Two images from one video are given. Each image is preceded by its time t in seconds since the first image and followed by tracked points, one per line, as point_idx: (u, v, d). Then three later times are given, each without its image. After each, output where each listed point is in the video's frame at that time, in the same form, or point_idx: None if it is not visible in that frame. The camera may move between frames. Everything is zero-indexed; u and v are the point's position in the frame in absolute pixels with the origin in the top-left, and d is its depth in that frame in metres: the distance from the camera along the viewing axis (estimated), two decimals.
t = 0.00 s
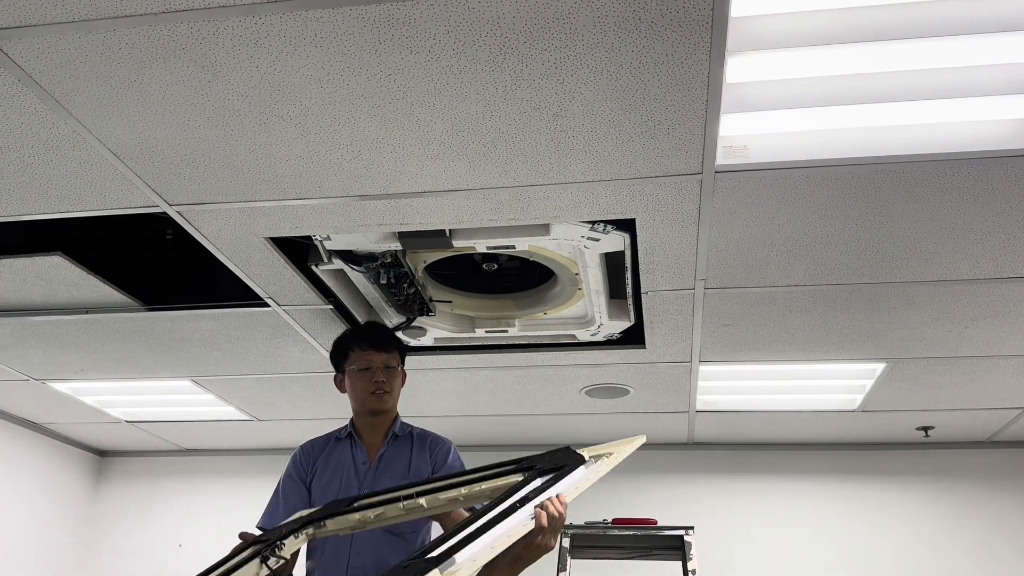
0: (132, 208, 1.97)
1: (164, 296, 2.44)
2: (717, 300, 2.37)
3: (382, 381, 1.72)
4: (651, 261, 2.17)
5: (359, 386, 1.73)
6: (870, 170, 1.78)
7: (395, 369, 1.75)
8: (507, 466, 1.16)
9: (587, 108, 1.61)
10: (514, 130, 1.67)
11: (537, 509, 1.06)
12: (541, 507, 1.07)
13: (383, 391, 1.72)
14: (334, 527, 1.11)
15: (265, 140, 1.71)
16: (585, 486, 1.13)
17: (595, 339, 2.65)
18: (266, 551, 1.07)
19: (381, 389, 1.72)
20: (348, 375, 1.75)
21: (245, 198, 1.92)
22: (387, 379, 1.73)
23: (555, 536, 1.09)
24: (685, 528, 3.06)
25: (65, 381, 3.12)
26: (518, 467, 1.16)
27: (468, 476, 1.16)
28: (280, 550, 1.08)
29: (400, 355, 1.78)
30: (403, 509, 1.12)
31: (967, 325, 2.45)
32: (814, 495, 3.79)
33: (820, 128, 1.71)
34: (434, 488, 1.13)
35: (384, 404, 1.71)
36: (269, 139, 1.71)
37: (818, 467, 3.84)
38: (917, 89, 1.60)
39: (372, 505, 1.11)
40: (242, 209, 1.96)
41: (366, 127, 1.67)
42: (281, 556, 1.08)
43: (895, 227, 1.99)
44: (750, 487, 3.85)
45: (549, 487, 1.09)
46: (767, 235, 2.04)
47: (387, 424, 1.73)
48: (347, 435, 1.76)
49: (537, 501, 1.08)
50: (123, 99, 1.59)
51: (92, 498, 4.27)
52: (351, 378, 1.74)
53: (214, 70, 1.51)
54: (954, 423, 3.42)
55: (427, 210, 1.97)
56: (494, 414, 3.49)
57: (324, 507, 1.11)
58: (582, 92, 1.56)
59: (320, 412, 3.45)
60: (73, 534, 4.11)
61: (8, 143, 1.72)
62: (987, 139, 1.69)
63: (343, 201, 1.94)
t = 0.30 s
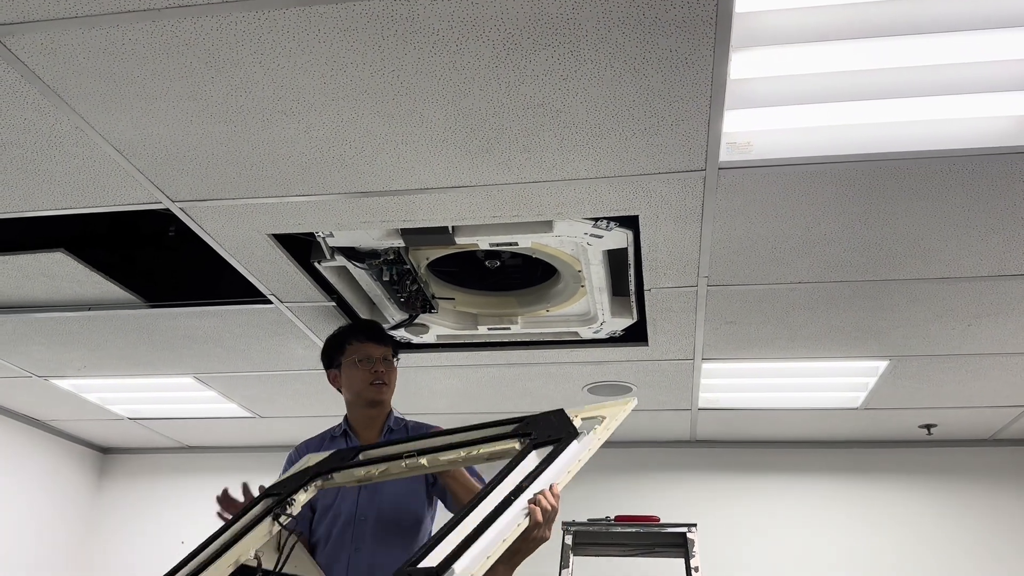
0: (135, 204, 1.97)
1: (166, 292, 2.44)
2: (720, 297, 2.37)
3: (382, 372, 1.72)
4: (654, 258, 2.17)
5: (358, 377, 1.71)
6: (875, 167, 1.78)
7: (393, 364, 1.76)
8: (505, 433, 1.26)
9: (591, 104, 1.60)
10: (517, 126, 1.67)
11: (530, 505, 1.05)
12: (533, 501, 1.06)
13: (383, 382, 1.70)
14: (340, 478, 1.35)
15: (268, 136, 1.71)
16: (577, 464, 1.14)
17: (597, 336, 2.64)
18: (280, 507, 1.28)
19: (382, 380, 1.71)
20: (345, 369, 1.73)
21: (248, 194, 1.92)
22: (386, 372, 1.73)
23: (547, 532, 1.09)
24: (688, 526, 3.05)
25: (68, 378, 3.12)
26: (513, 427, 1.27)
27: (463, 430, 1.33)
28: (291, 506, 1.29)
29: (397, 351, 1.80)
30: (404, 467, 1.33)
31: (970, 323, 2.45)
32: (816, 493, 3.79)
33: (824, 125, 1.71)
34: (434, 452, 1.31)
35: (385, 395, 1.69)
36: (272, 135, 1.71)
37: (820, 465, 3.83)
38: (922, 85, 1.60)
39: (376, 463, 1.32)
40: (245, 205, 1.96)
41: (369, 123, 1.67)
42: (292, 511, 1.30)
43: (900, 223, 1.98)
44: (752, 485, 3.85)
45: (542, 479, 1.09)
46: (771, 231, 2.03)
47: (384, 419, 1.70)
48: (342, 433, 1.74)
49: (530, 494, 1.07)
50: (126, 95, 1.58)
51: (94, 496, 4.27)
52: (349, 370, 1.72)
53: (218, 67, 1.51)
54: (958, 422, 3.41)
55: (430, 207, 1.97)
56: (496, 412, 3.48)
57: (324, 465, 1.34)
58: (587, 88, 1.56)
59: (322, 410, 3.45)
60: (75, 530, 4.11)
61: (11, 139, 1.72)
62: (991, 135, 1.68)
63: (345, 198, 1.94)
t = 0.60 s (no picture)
0: (138, 202, 1.97)
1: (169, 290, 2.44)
2: (724, 295, 2.36)
3: (392, 366, 1.71)
4: (659, 256, 2.16)
5: (368, 371, 1.69)
6: (881, 166, 1.78)
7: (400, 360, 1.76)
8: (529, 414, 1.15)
9: (597, 102, 1.60)
10: (522, 124, 1.67)
11: (556, 522, 0.99)
12: (559, 519, 0.99)
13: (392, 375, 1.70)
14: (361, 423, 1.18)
15: (272, 134, 1.71)
16: (606, 468, 1.05)
17: (601, 334, 2.64)
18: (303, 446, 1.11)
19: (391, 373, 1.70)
20: (354, 362, 1.72)
21: (252, 192, 1.91)
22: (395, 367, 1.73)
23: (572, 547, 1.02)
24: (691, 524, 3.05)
25: (71, 376, 3.13)
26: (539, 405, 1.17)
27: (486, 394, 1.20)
28: (313, 445, 1.13)
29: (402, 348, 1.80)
30: (427, 423, 1.19)
31: (974, 322, 2.45)
32: (819, 491, 3.78)
33: (829, 123, 1.71)
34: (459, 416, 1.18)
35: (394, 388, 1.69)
36: (276, 133, 1.70)
37: (823, 464, 3.83)
38: (927, 84, 1.60)
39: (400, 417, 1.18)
40: (249, 203, 1.96)
41: (374, 120, 1.66)
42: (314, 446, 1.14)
43: (904, 222, 1.98)
44: (755, 483, 3.85)
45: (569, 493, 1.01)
46: (775, 230, 2.03)
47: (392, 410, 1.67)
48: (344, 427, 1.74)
49: (557, 508, 1.00)
50: (131, 92, 1.58)
51: (97, 493, 4.27)
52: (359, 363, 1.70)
53: (223, 64, 1.51)
54: (961, 420, 3.41)
55: (434, 204, 1.97)
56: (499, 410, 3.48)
57: (346, 402, 1.17)
58: (593, 86, 1.55)
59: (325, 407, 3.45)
60: (78, 528, 4.12)
61: (15, 137, 1.72)
62: (996, 134, 1.68)
63: (349, 195, 1.93)
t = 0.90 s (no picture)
0: (142, 198, 1.97)
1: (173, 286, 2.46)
2: (727, 291, 2.36)
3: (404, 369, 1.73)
4: (663, 253, 2.16)
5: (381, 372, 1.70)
6: (886, 161, 1.77)
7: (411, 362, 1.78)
8: (552, 410, 1.25)
9: (602, 98, 1.59)
10: (527, 120, 1.66)
11: (569, 508, 1.02)
12: (572, 507, 1.03)
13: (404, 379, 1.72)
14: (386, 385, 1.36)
15: (276, 130, 1.70)
16: (620, 473, 1.10)
17: (604, 331, 2.64)
18: (327, 395, 1.30)
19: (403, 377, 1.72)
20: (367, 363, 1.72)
21: (257, 188, 1.91)
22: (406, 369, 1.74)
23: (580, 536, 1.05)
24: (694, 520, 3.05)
25: (74, 372, 3.12)
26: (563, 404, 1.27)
27: (517, 389, 1.34)
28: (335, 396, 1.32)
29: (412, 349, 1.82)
30: (452, 399, 1.35)
31: (978, 318, 2.45)
32: (821, 487, 3.79)
33: (834, 119, 1.70)
34: (483, 398, 1.32)
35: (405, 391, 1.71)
36: (280, 129, 1.70)
37: (825, 460, 3.84)
38: (933, 79, 1.59)
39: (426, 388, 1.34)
40: (253, 199, 1.95)
41: (379, 117, 1.66)
42: (335, 400, 1.33)
43: (909, 218, 1.98)
44: (757, 479, 3.85)
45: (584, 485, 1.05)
46: (780, 226, 2.03)
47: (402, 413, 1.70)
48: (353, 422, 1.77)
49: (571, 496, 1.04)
50: (135, 88, 1.58)
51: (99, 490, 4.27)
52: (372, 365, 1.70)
53: (227, 60, 1.51)
54: (964, 416, 3.41)
55: (438, 201, 1.97)
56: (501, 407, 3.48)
57: (376, 365, 1.36)
58: (598, 81, 1.55)
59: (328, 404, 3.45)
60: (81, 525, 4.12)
61: (19, 133, 1.72)
62: (1001, 129, 1.68)
63: (353, 192, 1.93)
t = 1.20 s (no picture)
0: (143, 193, 1.96)
1: (173, 282, 2.43)
2: (730, 286, 2.36)
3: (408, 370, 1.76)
4: (665, 247, 2.16)
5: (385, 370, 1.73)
6: (889, 155, 1.77)
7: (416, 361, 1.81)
8: (568, 410, 1.37)
9: (605, 91, 1.59)
10: (530, 113, 1.66)
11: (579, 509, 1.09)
12: (583, 507, 1.09)
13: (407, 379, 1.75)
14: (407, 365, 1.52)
15: (278, 124, 1.70)
16: (630, 479, 1.17)
17: (606, 326, 2.63)
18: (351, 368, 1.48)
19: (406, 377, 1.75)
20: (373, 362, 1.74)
21: (258, 182, 1.90)
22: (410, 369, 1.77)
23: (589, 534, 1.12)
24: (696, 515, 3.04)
25: (75, 368, 3.12)
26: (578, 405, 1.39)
27: (533, 385, 1.46)
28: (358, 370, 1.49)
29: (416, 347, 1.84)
30: (471, 387, 1.47)
31: (981, 313, 2.44)
32: (821, 483, 3.79)
33: (837, 111, 1.70)
34: (502, 392, 1.45)
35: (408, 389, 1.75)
36: (281, 122, 1.69)
37: (826, 456, 3.84)
38: (936, 70, 1.59)
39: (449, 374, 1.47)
40: (254, 194, 1.95)
41: (380, 110, 1.65)
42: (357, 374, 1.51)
43: (912, 212, 1.97)
44: (758, 475, 3.85)
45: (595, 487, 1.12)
46: (783, 219, 2.02)
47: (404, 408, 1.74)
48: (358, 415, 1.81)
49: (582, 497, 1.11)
50: (136, 81, 1.57)
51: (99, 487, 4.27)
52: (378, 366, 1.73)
53: (228, 53, 1.50)
54: (965, 411, 3.41)
55: (440, 195, 1.96)
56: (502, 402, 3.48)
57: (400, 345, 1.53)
58: (601, 74, 1.54)
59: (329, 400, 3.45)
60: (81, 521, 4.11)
61: (18, 127, 1.71)
62: (1004, 122, 1.67)
63: (355, 186, 1.92)
